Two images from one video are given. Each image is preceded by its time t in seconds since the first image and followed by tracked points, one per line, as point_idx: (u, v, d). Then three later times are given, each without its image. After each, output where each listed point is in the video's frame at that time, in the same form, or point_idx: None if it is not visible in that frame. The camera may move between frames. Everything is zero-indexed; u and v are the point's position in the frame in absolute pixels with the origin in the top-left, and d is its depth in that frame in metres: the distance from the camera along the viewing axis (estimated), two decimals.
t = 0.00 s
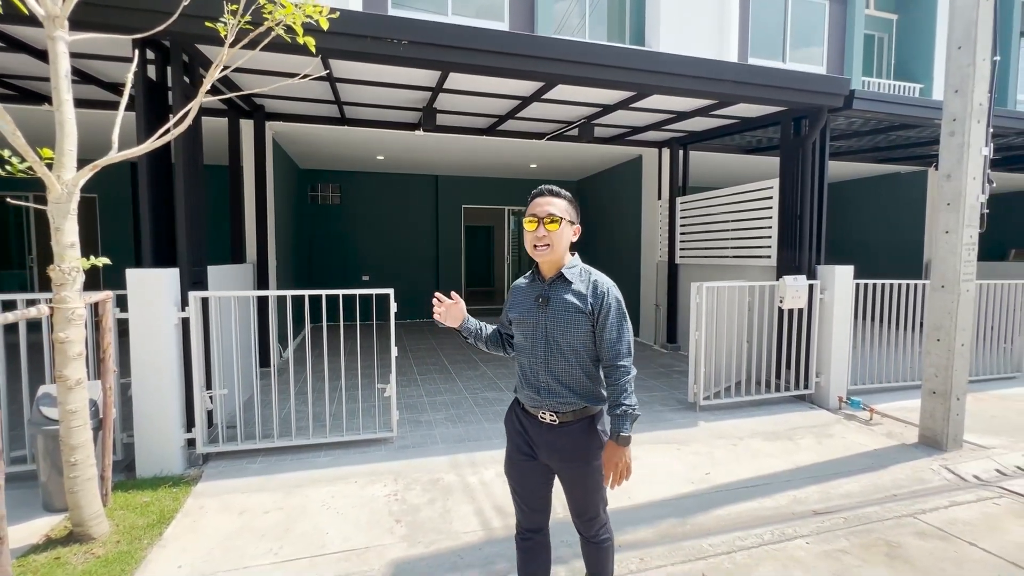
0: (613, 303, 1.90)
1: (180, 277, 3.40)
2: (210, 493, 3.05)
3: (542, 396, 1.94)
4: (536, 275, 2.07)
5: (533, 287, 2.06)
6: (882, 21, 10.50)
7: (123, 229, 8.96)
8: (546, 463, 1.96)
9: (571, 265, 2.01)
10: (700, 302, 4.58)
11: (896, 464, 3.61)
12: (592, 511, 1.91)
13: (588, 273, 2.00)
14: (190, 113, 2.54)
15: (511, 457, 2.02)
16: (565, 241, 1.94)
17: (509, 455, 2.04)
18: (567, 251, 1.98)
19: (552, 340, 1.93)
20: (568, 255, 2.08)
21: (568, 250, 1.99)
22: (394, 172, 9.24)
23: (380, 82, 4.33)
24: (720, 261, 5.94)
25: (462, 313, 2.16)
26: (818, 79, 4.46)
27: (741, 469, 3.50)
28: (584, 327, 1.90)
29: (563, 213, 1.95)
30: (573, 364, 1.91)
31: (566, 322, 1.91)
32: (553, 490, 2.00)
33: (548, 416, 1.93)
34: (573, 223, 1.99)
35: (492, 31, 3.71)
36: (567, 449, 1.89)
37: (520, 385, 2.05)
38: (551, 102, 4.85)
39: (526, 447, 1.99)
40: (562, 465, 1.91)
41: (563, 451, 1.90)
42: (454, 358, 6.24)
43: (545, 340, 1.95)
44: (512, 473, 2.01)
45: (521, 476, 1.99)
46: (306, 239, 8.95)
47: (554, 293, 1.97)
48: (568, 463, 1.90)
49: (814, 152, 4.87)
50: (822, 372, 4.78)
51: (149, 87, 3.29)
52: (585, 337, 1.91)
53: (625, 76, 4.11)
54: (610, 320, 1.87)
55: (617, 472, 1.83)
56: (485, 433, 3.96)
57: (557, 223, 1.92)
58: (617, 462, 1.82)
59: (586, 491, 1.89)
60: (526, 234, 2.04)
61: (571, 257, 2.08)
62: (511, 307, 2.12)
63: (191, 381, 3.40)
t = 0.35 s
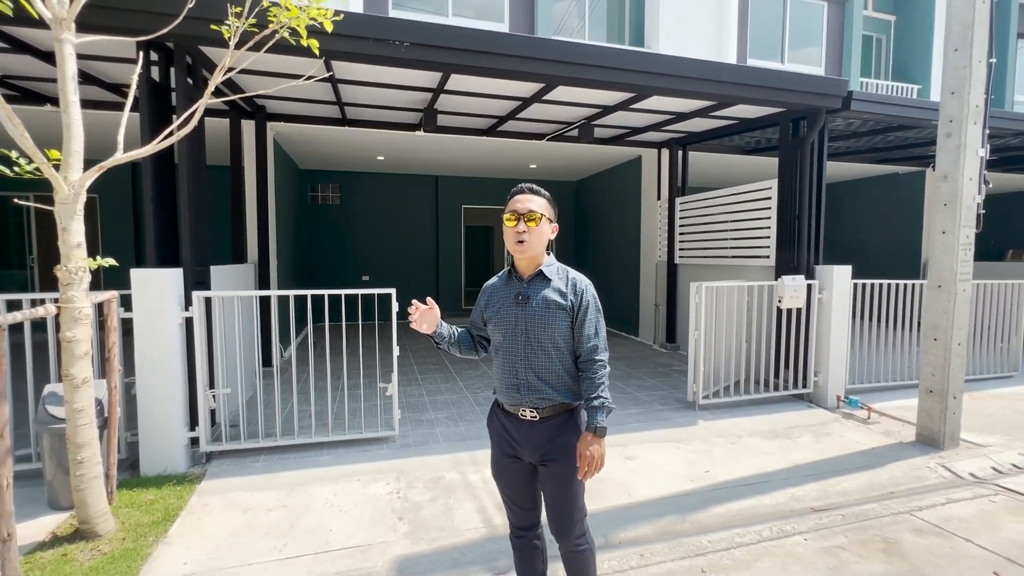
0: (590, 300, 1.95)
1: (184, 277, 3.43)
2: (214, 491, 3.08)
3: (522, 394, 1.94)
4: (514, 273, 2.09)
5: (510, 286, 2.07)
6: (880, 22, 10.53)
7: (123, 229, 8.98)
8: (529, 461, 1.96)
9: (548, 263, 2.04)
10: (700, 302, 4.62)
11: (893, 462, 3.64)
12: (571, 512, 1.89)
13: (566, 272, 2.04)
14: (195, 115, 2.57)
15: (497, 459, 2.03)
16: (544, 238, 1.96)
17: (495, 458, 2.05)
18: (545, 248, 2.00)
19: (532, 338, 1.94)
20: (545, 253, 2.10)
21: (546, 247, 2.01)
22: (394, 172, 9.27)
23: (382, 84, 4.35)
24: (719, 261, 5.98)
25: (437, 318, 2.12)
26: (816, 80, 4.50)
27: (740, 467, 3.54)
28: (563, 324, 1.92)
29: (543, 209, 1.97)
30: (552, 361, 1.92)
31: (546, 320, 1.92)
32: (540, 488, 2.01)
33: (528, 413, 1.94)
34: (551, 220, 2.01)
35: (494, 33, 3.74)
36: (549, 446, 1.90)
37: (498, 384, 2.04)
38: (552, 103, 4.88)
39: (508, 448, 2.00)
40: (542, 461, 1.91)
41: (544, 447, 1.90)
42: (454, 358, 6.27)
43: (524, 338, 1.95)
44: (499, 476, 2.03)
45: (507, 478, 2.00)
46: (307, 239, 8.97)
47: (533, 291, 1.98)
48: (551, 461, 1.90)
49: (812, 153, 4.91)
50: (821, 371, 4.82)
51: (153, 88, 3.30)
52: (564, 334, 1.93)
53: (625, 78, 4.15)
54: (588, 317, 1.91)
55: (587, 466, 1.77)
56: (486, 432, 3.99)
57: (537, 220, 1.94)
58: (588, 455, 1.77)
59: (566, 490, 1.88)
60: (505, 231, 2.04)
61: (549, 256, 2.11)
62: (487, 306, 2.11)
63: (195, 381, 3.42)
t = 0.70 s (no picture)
0: (581, 300, 1.96)
1: (192, 277, 3.49)
2: (222, 488, 3.13)
3: (515, 395, 1.95)
4: (504, 275, 2.08)
5: (501, 287, 2.06)
6: (880, 23, 10.57)
7: (127, 229, 9.03)
8: (518, 456, 1.97)
9: (538, 264, 2.02)
10: (700, 302, 4.66)
11: (892, 460, 3.69)
12: (546, 509, 1.88)
13: (555, 272, 2.03)
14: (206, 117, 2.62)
15: (492, 455, 2.06)
16: (535, 240, 1.94)
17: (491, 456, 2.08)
18: (535, 250, 1.99)
19: (525, 339, 1.94)
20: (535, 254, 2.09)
21: (536, 249, 1.99)
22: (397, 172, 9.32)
23: (386, 85, 4.40)
24: (720, 261, 6.02)
25: (434, 325, 2.13)
26: (817, 82, 4.54)
27: (741, 464, 3.58)
28: (556, 324, 1.93)
29: (531, 211, 1.95)
30: (545, 361, 1.94)
31: (539, 321, 1.93)
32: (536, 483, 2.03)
33: (517, 410, 1.95)
34: (540, 222, 2.00)
35: (498, 36, 3.78)
36: (537, 441, 1.92)
37: (491, 384, 2.05)
38: (554, 104, 4.92)
39: (500, 445, 2.02)
40: (530, 454, 1.92)
41: (533, 441, 1.92)
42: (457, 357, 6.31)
43: (516, 338, 1.95)
44: (496, 472, 2.06)
45: (503, 474, 2.03)
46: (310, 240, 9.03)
47: (524, 292, 1.98)
48: (536, 456, 1.91)
49: (812, 154, 4.96)
50: (821, 371, 4.86)
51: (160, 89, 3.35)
52: (556, 334, 1.94)
53: (627, 80, 4.19)
54: (580, 317, 1.93)
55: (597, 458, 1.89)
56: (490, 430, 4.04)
57: (526, 222, 1.92)
58: (598, 450, 1.89)
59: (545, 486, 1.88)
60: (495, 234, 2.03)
61: (538, 256, 2.10)
62: (478, 306, 2.10)
63: (203, 379, 3.47)
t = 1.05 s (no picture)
0: (575, 307, 1.94)
1: (204, 276, 3.57)
2: (234, 483, 3.20)
3: (502, 397, 1.95)
4: (502, 278, 2.08)
5: (499, 289, 2.07)
6: (883, 23, 10.60)
7: (135, 229, 9.12)
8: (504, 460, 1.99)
9: (536, 267, 2.02)
10: (703, 302, 4.71)
11: (893, 458, 3.73)
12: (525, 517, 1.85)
13: (553, 277, 2.00)
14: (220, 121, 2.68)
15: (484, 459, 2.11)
16: (529, 244, 1.96)
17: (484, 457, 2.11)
18: (531, 253, 1.99)
19: (515, 342, 1.94)
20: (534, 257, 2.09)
21: (532, 252, 2.00)
22: (402, 173, 9.39)
23: (393, 88, 4.46)
24: (723, 261, 6.06)
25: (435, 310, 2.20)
26: (819, 84, 4.57)
27: (743, 462, 3.63)
28: (546, 329, 1.92)
29: (526, 215, 1.96)
30: (534, 366, 1.92)
31: (530, 325, 1.92)
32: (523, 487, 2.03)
33: (503, 414, 1.95)
34: (536, 225, 2.01)
35: (503, 40, 3.84)
36: (519, 447, 1.92)
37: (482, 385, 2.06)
38: (559, 106, 4.97)
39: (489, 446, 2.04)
40: (513, 458, 1.92)
41: (516, 446, 1.92)
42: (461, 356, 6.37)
43: (508, 341, 1.95)
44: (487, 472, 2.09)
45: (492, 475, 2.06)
46: (315, 240, 9.11)
47: (518, 295, 1.98)
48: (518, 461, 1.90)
49: (815, 155, 4.99)
50: (823, 370, 4.90)
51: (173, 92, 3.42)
52: (546, 340, 1.92)
53: (632, 82, 4.24)
54: (572, 324, 1.90)
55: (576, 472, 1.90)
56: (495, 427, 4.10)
57: (520, 226, 1.94)
58: (580, 462, 1.89)
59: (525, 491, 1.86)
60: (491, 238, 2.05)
61: (537, 259, 2.09)
62: (475, 306, 2.12)
63: (215, 376, 3.55)
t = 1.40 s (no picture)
0: (568, 309, 1.83)
1: (221, 276, 3.66)
2: (251, 477, 3.28)
3: (488, 401, 1.89)
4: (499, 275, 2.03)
5: (495, 288, 2.02)
6: (893, 23, 10.56)
7: (149, 229, 9.27)
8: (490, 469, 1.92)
9: (533, 267, 1.95)
10: (710, 301, 4.75)
11: (899, 456, 3.76)
12: (513, 525, 1.80)
13: (549, 277, 1.92)
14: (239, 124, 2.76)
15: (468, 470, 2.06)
16: (526, 242, 1.89)
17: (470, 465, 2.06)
18: (529, 252, 1.93)
19: (503, 344, 1.87)
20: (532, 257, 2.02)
21: (530, 251, 1.93)
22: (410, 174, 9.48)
23: (404, 90, 4.54)
24: (730, 261, 6.10)
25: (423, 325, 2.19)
26: (827, 85, 4.60)
27: (750, 459, 3.67)
28: (536, 332, 1.83)
29: (527, 212, 1.91)
30: (521, 370, 1.84)
31: (518, 326, 1.84)
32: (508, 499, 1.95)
33: (489, 421, 1.89)
34: (536, 224, 1.95)
35: (513, 43, 3.90)
36: (502, 455, 1.85)
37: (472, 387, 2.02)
38: (567, 107, 5.03)
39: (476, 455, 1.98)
40: (498, 468, 1.86)
41: (500, 455, 1.85)
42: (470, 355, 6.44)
43: (496, 342, 1.89)
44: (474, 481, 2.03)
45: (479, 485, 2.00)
46: (325, 240, 9.21)
47: (511, 294, 1.92)
48: (503, 469, 1.84)
49: (822, 155, 5.01)
50: (830, 369, 4.93)
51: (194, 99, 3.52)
52: (536, 343, 1.83)
53: (640, 84, 4.29)
54: (564, 328, 1.80)
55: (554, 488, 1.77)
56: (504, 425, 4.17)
57: (519, 223, 1.87)
58: (557, 474, 1.75)
59: (512, 498, 1.81)
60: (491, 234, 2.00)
61: (536, 259, 2.02)
62: (471, 305, 2.08)
63: (232, 373, 3.63)
